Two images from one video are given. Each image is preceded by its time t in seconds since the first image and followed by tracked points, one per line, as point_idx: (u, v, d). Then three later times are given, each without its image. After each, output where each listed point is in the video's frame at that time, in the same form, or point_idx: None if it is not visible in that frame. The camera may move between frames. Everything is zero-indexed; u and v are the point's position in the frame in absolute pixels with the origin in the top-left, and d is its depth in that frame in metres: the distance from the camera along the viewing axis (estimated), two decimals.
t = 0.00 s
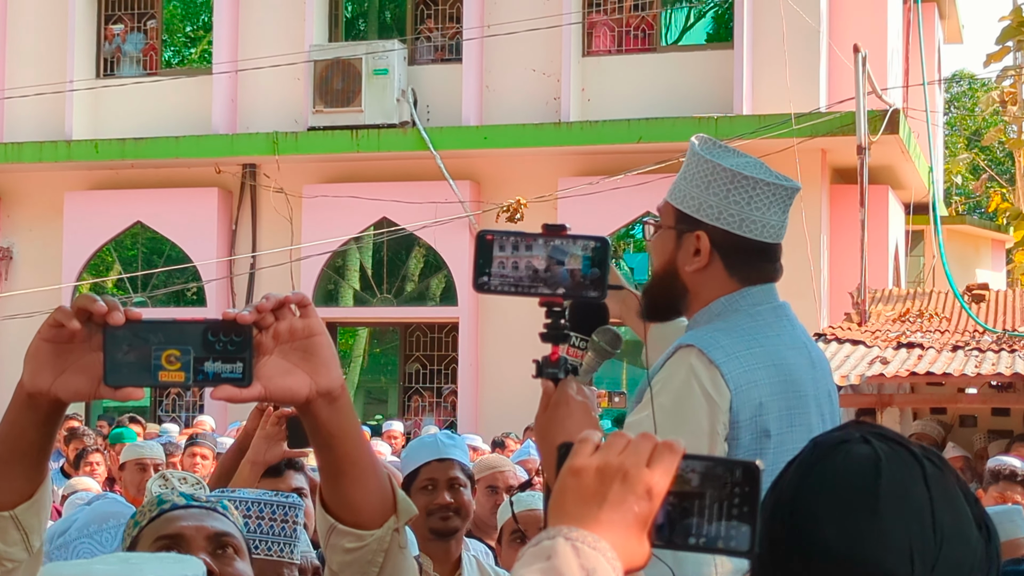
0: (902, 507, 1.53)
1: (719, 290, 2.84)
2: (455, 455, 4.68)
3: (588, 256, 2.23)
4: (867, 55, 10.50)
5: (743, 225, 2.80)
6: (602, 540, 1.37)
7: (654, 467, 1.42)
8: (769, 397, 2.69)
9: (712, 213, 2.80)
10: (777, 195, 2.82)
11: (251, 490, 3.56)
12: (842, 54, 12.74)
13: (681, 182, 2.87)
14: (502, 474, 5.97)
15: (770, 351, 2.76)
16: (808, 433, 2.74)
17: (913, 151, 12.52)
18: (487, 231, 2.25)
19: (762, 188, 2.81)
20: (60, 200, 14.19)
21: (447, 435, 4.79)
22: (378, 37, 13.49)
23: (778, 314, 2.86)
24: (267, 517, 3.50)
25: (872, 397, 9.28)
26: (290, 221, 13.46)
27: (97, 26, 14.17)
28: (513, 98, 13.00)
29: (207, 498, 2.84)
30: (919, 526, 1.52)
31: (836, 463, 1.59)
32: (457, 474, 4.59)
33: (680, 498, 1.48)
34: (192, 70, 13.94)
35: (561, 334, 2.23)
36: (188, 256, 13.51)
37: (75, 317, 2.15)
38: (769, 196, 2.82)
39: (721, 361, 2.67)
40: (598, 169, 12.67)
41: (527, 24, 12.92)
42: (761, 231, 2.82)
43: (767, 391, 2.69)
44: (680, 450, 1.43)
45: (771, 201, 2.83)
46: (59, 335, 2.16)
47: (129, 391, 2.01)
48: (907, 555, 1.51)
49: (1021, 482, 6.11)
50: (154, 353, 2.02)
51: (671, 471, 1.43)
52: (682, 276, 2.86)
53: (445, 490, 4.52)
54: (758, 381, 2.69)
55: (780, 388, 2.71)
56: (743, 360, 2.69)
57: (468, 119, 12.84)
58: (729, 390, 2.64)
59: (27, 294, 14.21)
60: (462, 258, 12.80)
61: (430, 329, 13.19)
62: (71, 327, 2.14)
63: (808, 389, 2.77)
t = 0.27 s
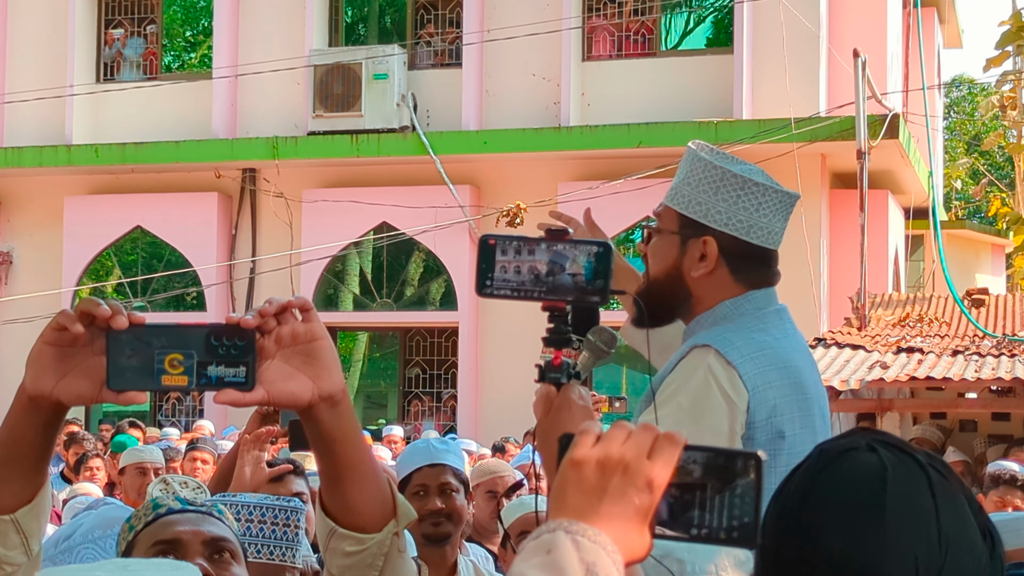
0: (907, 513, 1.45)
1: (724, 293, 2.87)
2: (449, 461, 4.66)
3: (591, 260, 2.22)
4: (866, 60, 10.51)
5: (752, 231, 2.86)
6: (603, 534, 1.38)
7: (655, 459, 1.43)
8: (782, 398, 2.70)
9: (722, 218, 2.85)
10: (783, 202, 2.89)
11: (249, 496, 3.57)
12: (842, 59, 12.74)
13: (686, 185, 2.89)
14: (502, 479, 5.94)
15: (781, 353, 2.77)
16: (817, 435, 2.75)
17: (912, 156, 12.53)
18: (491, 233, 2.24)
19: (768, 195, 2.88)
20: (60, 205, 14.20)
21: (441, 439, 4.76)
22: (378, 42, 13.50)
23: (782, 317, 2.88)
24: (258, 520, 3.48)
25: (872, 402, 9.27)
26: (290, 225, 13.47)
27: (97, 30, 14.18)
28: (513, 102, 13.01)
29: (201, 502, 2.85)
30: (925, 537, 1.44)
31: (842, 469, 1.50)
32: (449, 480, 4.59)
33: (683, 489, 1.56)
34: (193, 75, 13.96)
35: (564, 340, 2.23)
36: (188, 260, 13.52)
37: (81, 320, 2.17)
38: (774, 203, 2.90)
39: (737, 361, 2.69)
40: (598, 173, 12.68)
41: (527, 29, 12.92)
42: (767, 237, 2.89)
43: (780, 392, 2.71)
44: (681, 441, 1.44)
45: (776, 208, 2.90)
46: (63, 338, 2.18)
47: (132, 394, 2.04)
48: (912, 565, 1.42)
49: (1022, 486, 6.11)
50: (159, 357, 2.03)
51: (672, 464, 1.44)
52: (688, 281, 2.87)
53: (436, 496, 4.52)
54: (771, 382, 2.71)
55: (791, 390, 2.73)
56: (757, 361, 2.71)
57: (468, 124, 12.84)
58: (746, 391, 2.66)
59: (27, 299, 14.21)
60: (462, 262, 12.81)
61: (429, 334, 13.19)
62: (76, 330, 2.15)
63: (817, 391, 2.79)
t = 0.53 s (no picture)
0: (906, 517, 1.46)
1: (731, 297, 2.91)
2: (444, 463, 4.67)
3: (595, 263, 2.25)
4: (866, 63, 10.51)
5: (765, 235, 2.92)
6: (602, 538, 1.37)
7: (654, 462, 1.43)
8: (799, 404, 2.77)
9: (739, 222, 2.89)
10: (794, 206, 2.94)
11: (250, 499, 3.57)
12: (842, 62, 12.75)
13: (701, 187, 2.91)
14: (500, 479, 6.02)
15: (794, 359, 2.83)
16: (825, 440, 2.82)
17: (912, 159, 12.53)
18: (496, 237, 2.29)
19: (776, 198, 2.94)
20: (60, 209, 14.20)
21: (436, 442, 4.78)
22: (378, 45, 13.52)
23: (784, 323, 2.94)
24: (259, 523, 3.48)
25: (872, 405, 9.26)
26: (290, 229, 13.47)
27: (97, 34, 14.19)
28: (513, 105, 13.01)
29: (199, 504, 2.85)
30: (926, 541, 1.45)
31: (841, 476, 1.51)
32: (443, 482, 4.58)
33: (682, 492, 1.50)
34: (193, 78, 13.97)
35: (568, 342, 2.26)
36: (189, 263, 13.51)
37: (87, 320, 2.12)
38: (781, 206, 2.96)
39: (758, 366, 2.74)
40: (598, 176, 12.68)
41: (527, 32, 12.93)
42: (777, 239, 2.95)
43: (796, 399, 2.77)
44: (680, 444, 1.44)
45: (782, 210, 2.97)
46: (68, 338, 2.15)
47: (137, 396, 2.01)
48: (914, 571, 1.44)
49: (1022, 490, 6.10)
50: (163, 359, 2.02)
51: (671, 466, 1.44)
52: (700, 282, 2.90)
53: (430, 498, 4.52)
54: (789, 388, 2.76)
55: (805, 396, 2.79)
56: (776, 368, 2.76)
57: (468, 127, 12.85)
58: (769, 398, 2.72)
59: (27, 302, 14.21)
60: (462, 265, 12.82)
61: (430, 337, 13.18)
62: (83, 331, 2.11)
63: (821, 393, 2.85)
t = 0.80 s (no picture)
0: (894, 514, 1.58)
1: (738, 300, 3.07)
2: (441, 464, 4.66)
3: (597, 266, 2.29)
4: (866, 64, 10.51)
5: (769, 237, 3.08)
6: (607, 541, 1.38)
7: (660, 466, 1.41)
8: (815, 408, 2.88)
9: (752, 228, 3.05)
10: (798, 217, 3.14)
11: (252, 500, 3.57)
12: (842, 63, 12.74)
13: (716, 191, 3.07)
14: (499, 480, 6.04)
15: (804, 363, 2.94)
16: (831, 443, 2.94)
17: (912, 161, 12.53)
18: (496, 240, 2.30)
19: (779, 203, 3.12)
20: (60, 210, 14.20)
21: (433, 444, 4.77)
22: (378, 46, 13.52)
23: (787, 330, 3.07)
24: (260, 525, 3.49)
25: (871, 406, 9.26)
26: (290, 230, 13.47)
27: (97, 35, 14.20)
28: (513, 107, 13.01)
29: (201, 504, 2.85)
30: (912, 536, 1.57)
31: (829, 473, 1.65)
32: (440, 483, 4.58)
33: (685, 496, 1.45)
34: (193, 80, 13.98)
35: (567, 344, 2.25)
36: (189, 265, 13.52)
37: (94, 323, 2.16)
38: (782, 211, 3.13)
39: (782, 370, 2.82)
40: (598, 178, 12.68)
41: (527, 34, 12.94)
42: (778, 242, 3.11)
43: (812, 401, 2.88)
44: (686, 449, 1.42)
45: (784, 215, 3.14)
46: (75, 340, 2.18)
47: (144, 397, 2.03)
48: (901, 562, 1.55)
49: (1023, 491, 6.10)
50: (170, 360, 2.03)
51: (677, 470, 1.42)
52: (712, 283, 3.04)
53: (427, 498, 4.52)
54: (806, 392, 2.87)
55: (817, 399, 2.91)
56: (796, 371, 2.86)
57: (468, 129, 12.86)
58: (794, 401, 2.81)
59: (27, 303, 14.22)
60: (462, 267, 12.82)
61: (430, 338, 13.18)
62: (92, 333, 2.15)
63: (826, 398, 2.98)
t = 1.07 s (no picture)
0: (880, 508, 1.62)
1: (745, 302, 3.10)
2: (442, 464, 4.68)
3: (598, 266, 2.30)
4: (867, 65, 10.51)
5: (774, 240, 3.13)
6: (614, 537, 1.38)
7: (668, 463, 1.42)
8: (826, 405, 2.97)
9: (761, 230, 3.11)
10: (800, 219, 3.20)
11: (258, 500, 3.58)
12: (842, 64, 12.75)
13: (725, 192, 3.10)
14: (501, 482, 6.06)
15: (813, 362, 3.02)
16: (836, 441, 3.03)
17: (913, 162, 12.53)
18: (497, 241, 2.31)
19: (783, 205, 3.16)
20: (61, 211, 14.21)
21: (434, 444, 4.79)
22: (378, 47, 13.53)
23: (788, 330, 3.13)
24: (263, 526, 3.50)
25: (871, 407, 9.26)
26: (291, 231, 13.48)
27: (98, 36, 14.21)
28: (513, 108, 13.02)
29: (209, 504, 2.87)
30: (898, 530, 1.61)
31: (814, 470, 1.69)
32: (442, 483, 4.58)
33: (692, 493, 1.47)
34: (193, 80, 13.96)
35: (568, 344, 2.25)
36: (189, 265, 13.53)
37: (108, 320, 2.17)
38: (785, 213, 3.18)
39: (804, 368, 2.87)
40: (599, 178, 12.68)
41: (527, 35, 12.95)
42: (782, 243, 3.16)
43: (825, 399, 2.96)
44: (695, 446, 1.43)
45: (786, 216, 3.18)
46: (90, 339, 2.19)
47: (158, 396, 2.06)
48: (886, 555, 1.59)
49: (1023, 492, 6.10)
50: (185, 359, 2.07)
51: (686, 467, 1.43)
52: (722, 285, 3.07)
53: (429, 499, 4.51)
54: (821, 390, 2.95)
55: (828, 398, 2.99)
56: (814, 369, 2.94)
57: (468, 130, 12.87)
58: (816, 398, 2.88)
59: (28, 304, 14.23)
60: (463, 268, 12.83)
61: (430, 339, 13.18)
62: (104, 331, 2.16)
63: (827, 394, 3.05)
